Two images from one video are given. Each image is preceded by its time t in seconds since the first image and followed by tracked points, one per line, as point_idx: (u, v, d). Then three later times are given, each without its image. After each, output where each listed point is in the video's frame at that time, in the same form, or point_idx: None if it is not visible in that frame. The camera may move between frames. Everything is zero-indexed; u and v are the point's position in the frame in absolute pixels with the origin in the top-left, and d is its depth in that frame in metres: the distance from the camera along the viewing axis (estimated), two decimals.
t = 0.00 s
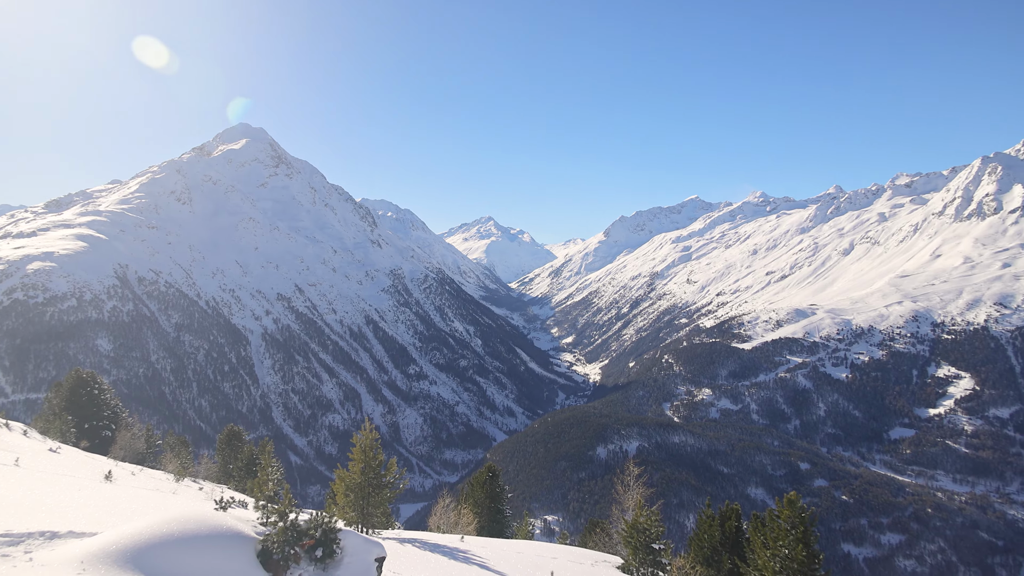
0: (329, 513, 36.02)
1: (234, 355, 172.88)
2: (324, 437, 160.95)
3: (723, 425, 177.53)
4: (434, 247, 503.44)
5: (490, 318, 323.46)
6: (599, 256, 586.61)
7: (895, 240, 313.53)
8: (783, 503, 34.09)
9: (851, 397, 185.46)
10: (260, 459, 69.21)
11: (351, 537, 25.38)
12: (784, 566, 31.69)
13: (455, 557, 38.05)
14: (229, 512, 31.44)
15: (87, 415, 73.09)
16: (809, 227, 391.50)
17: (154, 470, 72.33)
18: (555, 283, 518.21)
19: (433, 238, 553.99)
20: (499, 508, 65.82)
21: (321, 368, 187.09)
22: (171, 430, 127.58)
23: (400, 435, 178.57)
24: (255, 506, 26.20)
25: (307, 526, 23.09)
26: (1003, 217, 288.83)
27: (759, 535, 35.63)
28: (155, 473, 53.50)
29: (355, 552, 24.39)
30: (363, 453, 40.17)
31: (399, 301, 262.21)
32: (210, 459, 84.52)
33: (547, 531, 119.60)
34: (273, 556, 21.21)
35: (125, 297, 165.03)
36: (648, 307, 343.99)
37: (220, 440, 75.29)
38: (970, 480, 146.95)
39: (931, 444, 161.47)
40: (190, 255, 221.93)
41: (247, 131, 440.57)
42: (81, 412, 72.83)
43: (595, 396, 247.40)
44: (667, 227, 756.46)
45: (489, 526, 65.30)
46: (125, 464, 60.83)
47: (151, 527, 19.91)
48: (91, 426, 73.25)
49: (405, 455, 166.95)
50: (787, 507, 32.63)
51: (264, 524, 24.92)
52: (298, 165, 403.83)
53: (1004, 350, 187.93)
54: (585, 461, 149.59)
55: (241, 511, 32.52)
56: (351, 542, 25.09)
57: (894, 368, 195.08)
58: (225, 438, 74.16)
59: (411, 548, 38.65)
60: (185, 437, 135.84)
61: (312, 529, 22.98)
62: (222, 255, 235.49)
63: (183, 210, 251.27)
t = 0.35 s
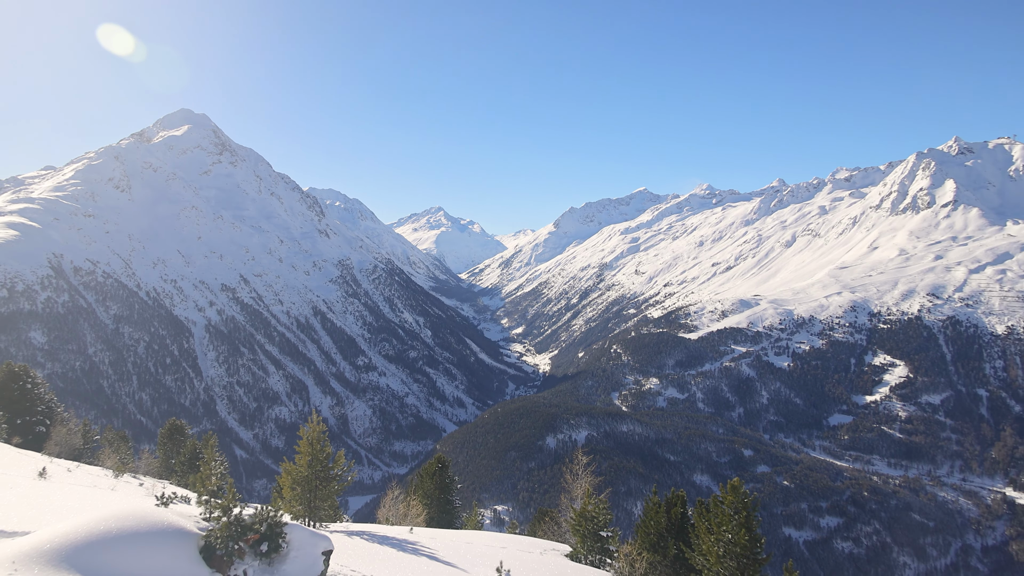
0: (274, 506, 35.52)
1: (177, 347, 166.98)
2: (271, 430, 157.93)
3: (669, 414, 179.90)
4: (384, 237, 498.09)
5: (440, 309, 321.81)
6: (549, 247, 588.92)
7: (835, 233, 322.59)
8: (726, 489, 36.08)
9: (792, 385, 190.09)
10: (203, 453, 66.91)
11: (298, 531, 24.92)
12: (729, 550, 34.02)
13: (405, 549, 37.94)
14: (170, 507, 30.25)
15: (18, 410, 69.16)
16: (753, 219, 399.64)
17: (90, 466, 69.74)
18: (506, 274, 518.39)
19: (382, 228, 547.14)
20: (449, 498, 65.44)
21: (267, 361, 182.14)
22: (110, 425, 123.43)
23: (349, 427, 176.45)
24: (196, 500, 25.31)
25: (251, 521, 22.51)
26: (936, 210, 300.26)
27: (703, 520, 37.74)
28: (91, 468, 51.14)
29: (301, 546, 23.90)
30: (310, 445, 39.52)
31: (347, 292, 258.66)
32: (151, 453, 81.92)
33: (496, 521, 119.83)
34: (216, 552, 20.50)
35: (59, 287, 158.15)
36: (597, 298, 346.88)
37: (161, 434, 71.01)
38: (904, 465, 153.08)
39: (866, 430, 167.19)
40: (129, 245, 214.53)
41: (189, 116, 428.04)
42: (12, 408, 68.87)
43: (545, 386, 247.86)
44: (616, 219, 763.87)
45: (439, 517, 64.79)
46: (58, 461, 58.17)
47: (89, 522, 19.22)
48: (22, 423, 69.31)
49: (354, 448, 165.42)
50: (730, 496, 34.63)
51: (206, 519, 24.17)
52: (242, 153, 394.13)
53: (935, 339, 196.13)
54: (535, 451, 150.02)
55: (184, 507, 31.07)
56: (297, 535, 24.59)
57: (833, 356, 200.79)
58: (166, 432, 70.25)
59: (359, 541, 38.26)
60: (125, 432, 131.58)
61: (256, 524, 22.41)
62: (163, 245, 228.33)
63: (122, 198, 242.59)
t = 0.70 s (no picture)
0: (216, 505, 34.48)
1: (111, 343, 159.97)
2: (211, 427, 154.01)
3: (614, 408, 181.52)
4: (328, 231, 490.27)
5: (385, 304, 318.73)
6: (496, 242, 588.97)
7: (774, 230, 331.35)
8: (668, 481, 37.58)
9: (731, 378, 194.47)
10: (138, 453, 64.61)
11: (237, 530, 24.34)
12: (671, 541, 35.21)
13: (349, 547, 37.44)
14: (101, 507, 28.71)
15: None
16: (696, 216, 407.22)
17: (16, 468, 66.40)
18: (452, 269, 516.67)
19: (326, 221, 537.67)
20: (393, 495, 64.77)
21: (207, 356, 176.64)
22: (40, 424, 118.06)
23: (292, 424, 173.45)
24: (131, 499, 24.44)
25: (188, 520, 21.84)
26: (868, 209, 311.80)
27: (646, 511, 38.85)
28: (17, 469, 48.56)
29: (240, 545, 23.46)
30: (251, 443, 38.69)
31: (290, 286, 253.60)
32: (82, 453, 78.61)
33: (442, 517, 119.86)
34: (151, 553, 19.75)
35: None
36: (543, 293, 348.67)
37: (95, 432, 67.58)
38: (837, 455, 158.73)
39: (803, 422, 172.24)
40: (60, 237, 205.08)
41: (122, 104, 410.88)
42: None
43: (491, 381, 247.37)
44: (562, 215, 769.19)
45: (383, 514, 63.94)
46: None
47: (16, 523, 18.39)
48: None
49: (297, 445, 162.62)
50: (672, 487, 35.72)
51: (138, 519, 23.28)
52: (179, 142, 381.19)
53: (867, 333, 203.54)
54: (480, 446, 149.82)
55: (116, 507, 29.44)
56: (237, 534, 24.09)
57: (771, 350, 205.95)
58: (100, 430, 66.73)
59: (301, 539, 37.48)
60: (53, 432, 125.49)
61: (194, 523, 21.70)
62: (96, 237, 219.23)
63: (51, 188, 231.78)
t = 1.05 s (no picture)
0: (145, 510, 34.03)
1: (33, 343, 151.41)
2: (141, 429, 149.84)
3: (554, 405, 182.04)
4: (264, 227, 479.35)
5: (324, 302, 313.94)
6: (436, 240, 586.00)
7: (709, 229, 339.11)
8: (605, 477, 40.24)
9: (668, 374, 197.99)
10: (64, 456, 62.20)
11: (167, 534, 24.26)
12: (608, 535, 38.32)
13: (285, 549, 37.34)
14: (22, 513, 27.99)
15: None
16: (634, 215, 413.21)
17: None
18: (392, 266, 511.69)
19: (260, 217, 523.73)
20: (332, 496, 64.25)
21: (136, 356, 170.78)
22: None
23: (227, 425, 169.98)
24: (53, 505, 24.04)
25: (115, 526, 21.73)
26: (798, 210, 322.82)
27: (585, 508, 41.49)
28: None
29: (170, 550, 23.43)
30: (182, 446, 38.30)
31: (224, 285, 247.66)
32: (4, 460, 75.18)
33: (381, 517, 119.14)
34: (75, 560, 19.56)
35: None
36: (483, 291, 348.77)
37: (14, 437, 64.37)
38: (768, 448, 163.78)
39: (736, 416, 176.45)
40: None
41: (42, 92, 391.22)
42: None
43: (431, 379, 245.88)
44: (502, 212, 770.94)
45: (320, 515, 63.41)
46: None
47: None
48: None
49: (231, 446, 159.66)
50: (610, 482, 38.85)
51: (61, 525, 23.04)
52: (105, 134, 365.79)
53: (797, 330, 210.68)
54: (420, 445, 149.36)
55: (38, 514, 28.70)
56: (167, 539, 23.99)
57: (706, 347, 210.74)
58: (21, 435, 63.40)
59: (234, 542, 37.07)
60: None
61: (121, 529, 21.68)
62: (16, 231, 208.85)
63: None
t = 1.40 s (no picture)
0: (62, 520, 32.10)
1: None
2: (58, 435, 143.01)
3: (490, 402, 180.63)
4: (188, 224, 462.94)
5: (252, 301, 305.10)
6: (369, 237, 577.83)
7: (642, 227, 344.53)
8: (540, 473, 41.39)
9: (602, 370, 200.06)
10: None
11: (85, 544, 22.60)
12: (543, 531, 39.28)
13: (215, 556, 35.74)
14: None
15: None
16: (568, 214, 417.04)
17: None
18: (324, 264, 501.96)
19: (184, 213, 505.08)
20: (263, 499, 62.60)
21: (52, 359, 161.88)
22: None
23: (151, 429, 163.75)
24: None
25: (27, 537, 20.18)
26: (726, 209, 331.89)
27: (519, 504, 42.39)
28: None
29: (92, 559, 21.99)
30: (101, 451, 36.33)
31: (147, 283, 237.70)
32: None
33: (315, 519, 115.88)
34: None
35: None
36: (418, 289, 345.85)
37: None
38: (699, 441, 167.38)
39: (668, 411, 179.27)
40: None
41: None
42: None
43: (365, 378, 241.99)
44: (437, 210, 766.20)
45: (251, 518, 61.96)
46: None
47: None
48: None
49: (156, 451, 154.33)
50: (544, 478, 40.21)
51: None
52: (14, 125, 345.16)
53: (726, 325, 216.94)
54: (355, 445, 146.94)
55: None
56: (87, 549, 22.41)
57: (638, 343, 214.31)
58: None
59: (160, 551, 35.18)
60: None
61: (35, 540, 20.09)
62: None
63: None
